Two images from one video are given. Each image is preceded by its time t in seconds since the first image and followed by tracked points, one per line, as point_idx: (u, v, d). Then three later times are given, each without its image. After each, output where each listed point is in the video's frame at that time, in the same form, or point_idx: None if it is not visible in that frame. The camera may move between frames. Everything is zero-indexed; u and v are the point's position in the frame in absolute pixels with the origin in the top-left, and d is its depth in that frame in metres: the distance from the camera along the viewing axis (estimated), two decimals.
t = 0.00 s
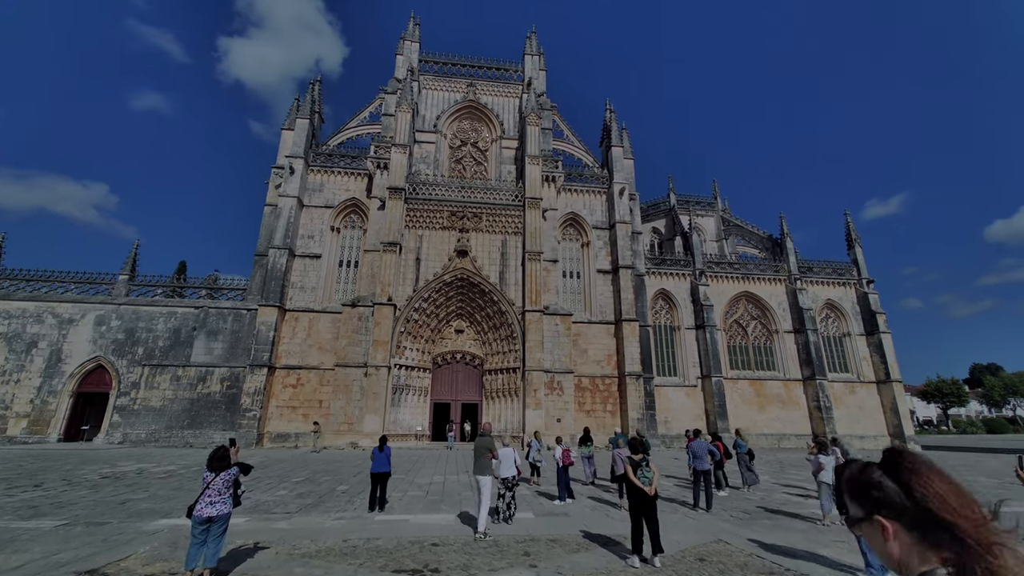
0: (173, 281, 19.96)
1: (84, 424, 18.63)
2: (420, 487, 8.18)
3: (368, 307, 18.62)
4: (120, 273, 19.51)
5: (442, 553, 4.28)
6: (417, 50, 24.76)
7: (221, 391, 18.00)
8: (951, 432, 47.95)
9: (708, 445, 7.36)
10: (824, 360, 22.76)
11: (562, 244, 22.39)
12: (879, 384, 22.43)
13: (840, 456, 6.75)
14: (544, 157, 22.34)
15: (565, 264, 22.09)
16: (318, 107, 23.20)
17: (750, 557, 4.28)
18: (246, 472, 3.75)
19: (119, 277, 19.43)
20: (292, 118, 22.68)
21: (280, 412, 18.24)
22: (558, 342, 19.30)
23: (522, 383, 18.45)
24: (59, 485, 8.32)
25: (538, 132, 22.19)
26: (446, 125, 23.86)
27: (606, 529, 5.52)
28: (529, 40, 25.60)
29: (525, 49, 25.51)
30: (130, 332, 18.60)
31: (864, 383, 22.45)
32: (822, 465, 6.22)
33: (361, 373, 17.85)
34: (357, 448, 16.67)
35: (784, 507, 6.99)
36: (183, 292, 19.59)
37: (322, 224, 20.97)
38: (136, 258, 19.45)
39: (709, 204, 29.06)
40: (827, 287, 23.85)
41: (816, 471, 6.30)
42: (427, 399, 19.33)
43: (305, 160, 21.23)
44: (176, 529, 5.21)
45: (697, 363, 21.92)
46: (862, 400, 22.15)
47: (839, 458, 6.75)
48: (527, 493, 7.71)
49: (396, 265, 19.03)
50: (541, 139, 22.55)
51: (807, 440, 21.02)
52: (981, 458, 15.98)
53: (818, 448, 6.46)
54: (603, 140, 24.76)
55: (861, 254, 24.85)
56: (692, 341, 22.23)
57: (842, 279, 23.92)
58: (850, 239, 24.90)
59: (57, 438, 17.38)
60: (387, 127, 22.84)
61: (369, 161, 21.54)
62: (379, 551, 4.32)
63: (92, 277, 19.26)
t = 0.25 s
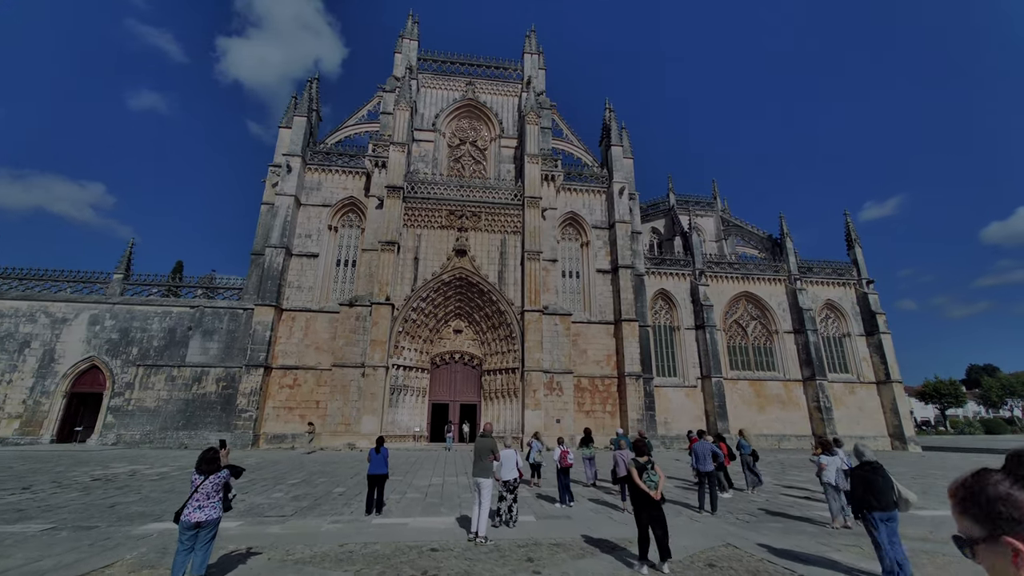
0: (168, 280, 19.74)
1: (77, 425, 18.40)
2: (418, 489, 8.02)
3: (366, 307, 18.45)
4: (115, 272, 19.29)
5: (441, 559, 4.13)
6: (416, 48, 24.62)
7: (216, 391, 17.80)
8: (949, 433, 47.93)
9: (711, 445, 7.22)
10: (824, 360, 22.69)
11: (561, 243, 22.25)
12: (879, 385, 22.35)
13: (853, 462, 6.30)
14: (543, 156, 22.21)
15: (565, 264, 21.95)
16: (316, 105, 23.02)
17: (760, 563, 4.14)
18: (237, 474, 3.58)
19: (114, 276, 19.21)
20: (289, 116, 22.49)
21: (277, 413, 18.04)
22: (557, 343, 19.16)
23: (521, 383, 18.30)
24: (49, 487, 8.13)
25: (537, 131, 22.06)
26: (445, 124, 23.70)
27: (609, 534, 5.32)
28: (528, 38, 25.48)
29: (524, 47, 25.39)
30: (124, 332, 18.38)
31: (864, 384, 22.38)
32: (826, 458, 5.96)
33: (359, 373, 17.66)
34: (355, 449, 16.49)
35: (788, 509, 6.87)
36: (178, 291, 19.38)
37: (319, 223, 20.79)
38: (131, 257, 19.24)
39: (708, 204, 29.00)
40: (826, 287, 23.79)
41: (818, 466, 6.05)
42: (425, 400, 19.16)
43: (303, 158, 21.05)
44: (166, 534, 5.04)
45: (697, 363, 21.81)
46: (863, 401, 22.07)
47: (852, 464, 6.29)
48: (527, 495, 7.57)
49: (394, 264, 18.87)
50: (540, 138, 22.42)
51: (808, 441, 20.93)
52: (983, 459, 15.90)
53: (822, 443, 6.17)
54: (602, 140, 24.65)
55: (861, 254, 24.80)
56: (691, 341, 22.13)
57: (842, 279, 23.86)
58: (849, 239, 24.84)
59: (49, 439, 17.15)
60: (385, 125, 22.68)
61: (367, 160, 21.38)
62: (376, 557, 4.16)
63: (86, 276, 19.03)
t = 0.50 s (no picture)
0: (164, 280, 19.53)
1: (71, 426, 18.17)
2: (417, 492, 7.86)
3: (364, 307, 18.27)
4: (110, 271, 19.07)
5: (442, 567, 3.97)
6: (415, 47, 24.48)
7: (212, 392, 17.58)
8: (947, 435, 47.91)
9: (715, 447, 6.99)
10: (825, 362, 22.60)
11: (561, 243, 22.11)
12: (879, 386, 22.27)
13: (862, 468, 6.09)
14: (543, 156, 22.09)
15: (564, 264, 21.81)
16: (314, 104, 22.86)
17: (773, 570, 3.99)
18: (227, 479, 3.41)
19: (109, 275, 18.99)
20: (287, 114, 22.31)
21: (273, 414, 17.84)
22: (557, 343, 19.01)
23: (521, 384, 18.14)
24: (38, 490, 7.94)
25: (537, 131, 21.94)
26: (444, 123, 23.56)
27: (613, 540, 5.13)
28: (528, 38, 25.38)
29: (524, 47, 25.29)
30: (119, 331, 18.16)
31: (864, 385, 22.30)
32: (836, 461, 5.72)
33: (357, 374, 17.47)
34: (352, 451, 16.30)
35: (795, 513, 6.72)
36: (174, 291, 19.17)
37: (317, 222, 20.61)
38: (126, 256, 19.02)
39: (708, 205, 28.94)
40: (826, 288, 23.71)
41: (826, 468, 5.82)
42: (424, 401, 18.98)
43: (300, 157, 20.87)
44: (157, 539, 4.88)
45: (698, 365, 21.69)
46: (863, 403, 21.98)
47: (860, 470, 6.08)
48: (528, 498, 7.42)
49: (392, 264, 18.70)
50: (540, 138, 22.30)
51: (808, 443, 20.82)
52: (985, 461, 15.80)
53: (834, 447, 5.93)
54: (602, 140, 24.54)
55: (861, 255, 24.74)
56: (692, 342, 22.01)
57: (842, 280, 23.79)
58: (849, 240, 24.79)
59: (42, 440, 16.91)
60: (384, 124, 22.52)
61: (366, 159, 21.22)
62: (374, 564, 4.00)
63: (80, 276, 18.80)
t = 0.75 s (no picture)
0: (160, 281, 19.33)
1: (63, 428, 17.91)
2: (416, 496, 7.68)
3: (362, 308, 18.10)
4: (104, 271, 18.85)
5: None
6: (414, 47, 24.38)
7: (208, 394, 17.36)
8: (946, 437, 47.85)
9: (720, 450, 6.78)
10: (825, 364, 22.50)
11: (560, 244, 21.98)
12: (880, 389, 22.18)
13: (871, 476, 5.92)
14: (543, 157, 21.98)
15: (564, 266, 21.68)
16: (313, 104, 22.72)
17: None
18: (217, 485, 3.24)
19: (104, 275, 18.77)
20: (285, 114, 22.16)
21: (270, 416, 17.62)
22: (557, 345, 18.86)
23: (520, 386, 17.97)
24: (27, 495, 7.73)
25: (536, 131, 21.84)
26: (443, 124, 23.43)
27: (618, 546, 4.98)
28: (528, 38, 25.32)
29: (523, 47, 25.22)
30: (114, 333, 17.93)
31: (865, 388, 22.20)
32: (847, 467, 5.61)
33: (354, 375, 17.27)
34: (350, 454, 16.10)
35: (803, 518, 6.58)
36: (171, 292, 18.96)
37: (315, 222, 20.45)
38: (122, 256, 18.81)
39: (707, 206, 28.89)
40: (827, 290, 23.63)
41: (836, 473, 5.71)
42: (422, 403, 18.80)
43: (298, 157, 20.71)
44: (146, 547, 4.70)
45: (698, 367, 21.56)
46: (864, 405, 21.88)
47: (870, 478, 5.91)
48: (529, 502, 7.25)
49: (391, 265, 18.53)
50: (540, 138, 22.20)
51: (809, 446, 20.69)
52: (988, 464, 15.69)
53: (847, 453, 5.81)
54: (602, 141, 24.46)
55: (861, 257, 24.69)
56: (692, 344, 21.89)
57: (842, 282, 23.72)
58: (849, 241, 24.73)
59: (34, 443, 16.66)
60: (383, 124, 22.39)
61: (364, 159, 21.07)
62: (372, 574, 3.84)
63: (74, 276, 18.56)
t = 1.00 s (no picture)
0: (156, 280, 19.14)
1: (56, 429, 17.68)
2: (413, 498, 7.51)
3: (360, 308, 17.93)
4: (99, 270, 18.65)
5: None
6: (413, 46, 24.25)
7: (203, 395, 17.16)
8: (944, 439, 47.78)
9: (723, 451, 6.64)
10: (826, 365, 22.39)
11: (560, 244, 21.84)
12: (881, 390, 22.07)
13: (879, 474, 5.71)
14: (542, 156, 21.85)
15: (564, 265, 21.54)
16: (311, 102, 22.56)
17: None
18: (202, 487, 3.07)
19: (98, 274, 18.56)
20: (283, 113, 21.99)
21: (266, 417, 17.43)
22: (556, 345, 18.70)
23: (519, 387, 17.81)
24: (14, 497, 7.54)
25: (536, 130, 21.71)
26: (442, 123, 23.30)
27: (622, 550, 4.82)
28: (527, 38, 25.22)
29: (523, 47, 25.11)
30: (108, 332, 17.72)
31: (866, 389, 22.09)
32: (857, 466, 5.38)
33: (352, 376, 17.08)
34: (347, 455, 15.91)
35: (810, 520, 6.42)
36: (166, 291, 18.77)
37: (313, 221, 20.27)
38: (117, 255, 18.62)
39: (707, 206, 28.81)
40: (827, 290, 23.53)
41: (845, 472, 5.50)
42: (420, 404, 18.62)
43: (296, 155, 20.54)
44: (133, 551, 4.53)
45: (698, 367, 21.42)
46: (865, 406, 21.76)
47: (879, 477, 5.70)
48: (529, 504, 7.09)
49: (389, 264, 18.37)
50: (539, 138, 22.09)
51: (810, 447, 20.56)
52: (991, 466, 15.56)
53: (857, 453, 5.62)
54: (602, 140, 24.34)
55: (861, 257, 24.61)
56: (692, 344, 21.76)
57: (843, 282, 23.62)
58: (850, 242, 24.64)
59: (27, 444, 16.43)
60: (382, 123, 22.24)
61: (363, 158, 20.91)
62: None
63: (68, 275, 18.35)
